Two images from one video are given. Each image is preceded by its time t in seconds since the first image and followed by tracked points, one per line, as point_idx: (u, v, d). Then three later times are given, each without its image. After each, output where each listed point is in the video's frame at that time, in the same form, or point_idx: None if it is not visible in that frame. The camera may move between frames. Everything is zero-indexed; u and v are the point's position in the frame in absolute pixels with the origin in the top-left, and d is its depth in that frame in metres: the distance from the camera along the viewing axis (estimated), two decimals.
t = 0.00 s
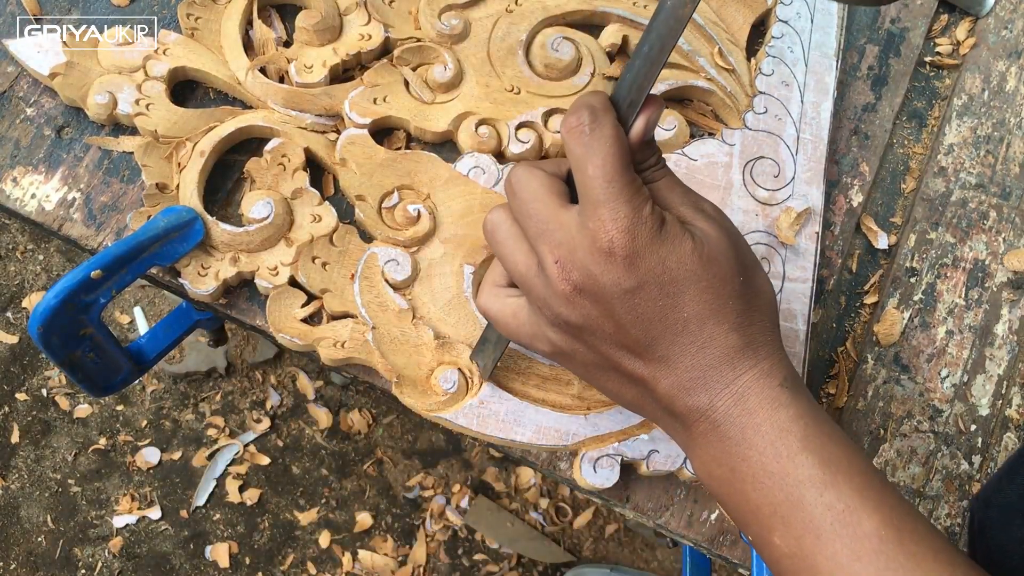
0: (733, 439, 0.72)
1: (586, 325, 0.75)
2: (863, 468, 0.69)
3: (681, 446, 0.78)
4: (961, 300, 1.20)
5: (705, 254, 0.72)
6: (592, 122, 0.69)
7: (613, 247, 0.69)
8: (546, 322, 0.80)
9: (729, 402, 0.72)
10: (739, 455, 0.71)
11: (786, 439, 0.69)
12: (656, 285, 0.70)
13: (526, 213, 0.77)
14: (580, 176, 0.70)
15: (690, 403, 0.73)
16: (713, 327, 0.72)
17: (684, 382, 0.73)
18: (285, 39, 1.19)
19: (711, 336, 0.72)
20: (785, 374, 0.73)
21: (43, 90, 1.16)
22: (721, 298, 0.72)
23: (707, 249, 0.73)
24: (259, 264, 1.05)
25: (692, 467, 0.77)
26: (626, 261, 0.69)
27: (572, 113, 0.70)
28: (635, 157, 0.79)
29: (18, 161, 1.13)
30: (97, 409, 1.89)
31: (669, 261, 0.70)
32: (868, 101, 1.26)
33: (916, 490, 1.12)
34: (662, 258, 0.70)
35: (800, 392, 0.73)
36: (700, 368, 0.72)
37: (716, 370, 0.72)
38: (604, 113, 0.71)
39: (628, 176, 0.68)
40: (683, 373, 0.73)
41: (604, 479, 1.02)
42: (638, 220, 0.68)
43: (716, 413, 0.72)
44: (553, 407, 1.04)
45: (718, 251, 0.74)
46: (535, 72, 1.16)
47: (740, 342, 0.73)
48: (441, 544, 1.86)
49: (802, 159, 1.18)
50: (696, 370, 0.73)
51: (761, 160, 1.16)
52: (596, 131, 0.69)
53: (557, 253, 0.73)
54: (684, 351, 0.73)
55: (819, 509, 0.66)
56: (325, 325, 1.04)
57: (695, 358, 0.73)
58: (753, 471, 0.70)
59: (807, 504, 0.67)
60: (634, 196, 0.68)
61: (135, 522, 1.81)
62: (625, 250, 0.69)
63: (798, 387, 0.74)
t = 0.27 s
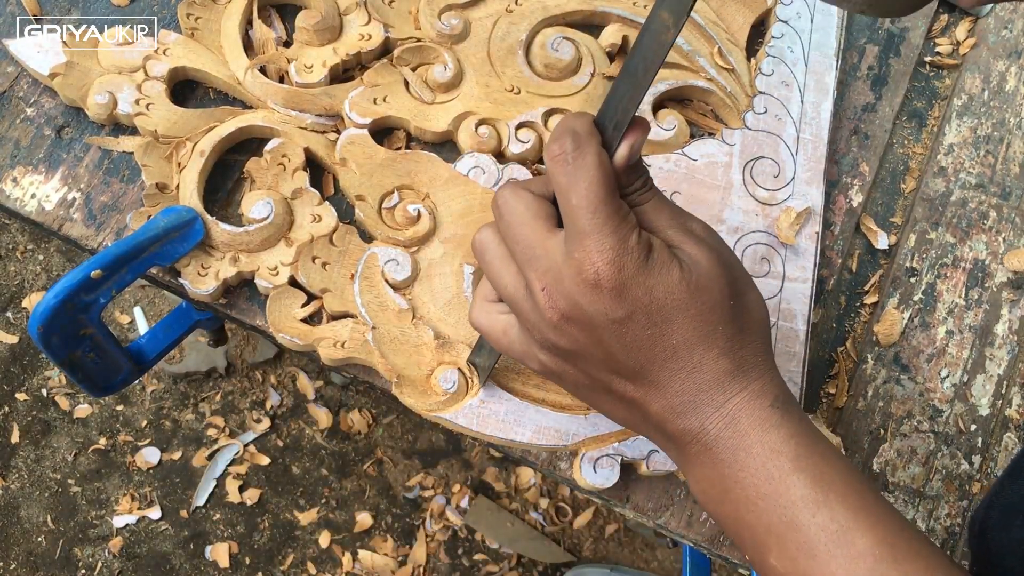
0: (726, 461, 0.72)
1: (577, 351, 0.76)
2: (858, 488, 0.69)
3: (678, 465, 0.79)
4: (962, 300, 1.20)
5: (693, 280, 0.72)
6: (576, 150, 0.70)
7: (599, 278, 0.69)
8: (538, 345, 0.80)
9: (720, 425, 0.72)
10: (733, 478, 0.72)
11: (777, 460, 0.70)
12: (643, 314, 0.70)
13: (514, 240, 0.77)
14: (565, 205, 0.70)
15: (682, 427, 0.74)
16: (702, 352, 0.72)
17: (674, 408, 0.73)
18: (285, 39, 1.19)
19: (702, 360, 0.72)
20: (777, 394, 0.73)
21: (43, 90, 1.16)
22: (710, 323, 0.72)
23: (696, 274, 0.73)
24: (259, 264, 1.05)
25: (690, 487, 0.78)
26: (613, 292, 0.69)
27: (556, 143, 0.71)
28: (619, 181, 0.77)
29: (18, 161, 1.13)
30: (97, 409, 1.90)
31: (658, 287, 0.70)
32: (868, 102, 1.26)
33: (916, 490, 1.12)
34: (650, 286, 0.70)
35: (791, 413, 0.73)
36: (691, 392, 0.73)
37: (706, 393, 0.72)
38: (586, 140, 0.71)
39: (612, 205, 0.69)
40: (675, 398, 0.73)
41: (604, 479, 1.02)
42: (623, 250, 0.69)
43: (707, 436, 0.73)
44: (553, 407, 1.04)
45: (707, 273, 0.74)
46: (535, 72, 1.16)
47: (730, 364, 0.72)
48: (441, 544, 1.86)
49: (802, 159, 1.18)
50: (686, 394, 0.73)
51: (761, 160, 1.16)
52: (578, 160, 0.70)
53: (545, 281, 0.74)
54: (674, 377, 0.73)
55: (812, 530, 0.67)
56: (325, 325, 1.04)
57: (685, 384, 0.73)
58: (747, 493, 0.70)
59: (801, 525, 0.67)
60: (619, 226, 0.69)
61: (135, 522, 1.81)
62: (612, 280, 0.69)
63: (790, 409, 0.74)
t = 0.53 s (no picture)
0: (726, 479, 0.73)
1: (580, 367, 0.76)
2: (855, 507, 0.70)
3: (677, 480, 0.80)
4: (962, 300, 1.20)
5: (699, 302, 0.72)
6: (587, 169, 0.70)
7: (607, 298, 0.69)
8: (540, 358, 0.80)
9: (721, 444, 0.73)
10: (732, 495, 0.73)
11: (776, 478, 0.71)
12: (649, 335, 0.70)
13: (521, 255, 0.77)
14: (574, 223, 0.70)
15: (683, 445, 0.75)
16: (706, 372, 0.72)
17: (677, 426, 0.74)
18: (285, 39, 1.19)
19: (706, 381, 0.72)
20: (778, 414, 0.74)
21: (43, 90, 1.16)
22: (715, 344, 0.72)
23: (703, 296, 0.73)
24: (259, 264, 1.05)
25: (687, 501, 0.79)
26: (621, 312, 0.69)
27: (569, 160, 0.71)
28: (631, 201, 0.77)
29: (18, 161, 1.13)
30: (97, 409, 1.90)
31: (663, 308, 0.70)
32: (868, 102, 1.26)
33: (916, 490, 1.12)
34: (656, 307, 0.70)
35: (791, 433, 0.74)
36: (694, 412, 0.73)
37: (709, 414, 0.73)
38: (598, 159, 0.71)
39: (622, 226, 0.69)
40: (677, 416, 0.74)
41: (603, 479, 1.02)
42: (632, 271, 0.69)
43: (708, 453, 0.73)
44: (553, 407, 1.04)
45: (713, 293, 0.74)
46: (535, 72, 1.16)
47: (732, 385, 0.73)
48: (441, 544, 1.85)
49: (802, 159, 1.18)
50: (689, 413, 0.73)
51: (761, 160, 1.16)
52: (590, 179, 0.69)
53: (551, 297, 0.73)
54: (677, 397, 0.73)
55: (809, 547, 0.68)
56: (325, 325, 1.04)
57: (689, 403, 0.73)
58: (746, 510, 0.72)
59: (799, 543, 0.68)
60: (628, 247, 0.69)
61: (135, 522, 1.81)
62: (619, 301, 0.69)
63: (790, 428, 0.75)
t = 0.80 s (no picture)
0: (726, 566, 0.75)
1: (594, 446, 0.75)
2: None
3: (671, 555, 0.81)
4: (962, 299, 1.20)
5: (727, 408, 0.72)
6: (637, 264, 0.66)
7: (637, 398, 0.67)
8: (551, 424, 0.79)
9: (728, 538, 0.74)
10: None
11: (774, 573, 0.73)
12: (672, 436, 0.69)
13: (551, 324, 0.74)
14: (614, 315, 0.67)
15: (690, 530, 0.75)
16: (723, 473, 0.72)
17: (686, 515, 0.74)
18: (285, 39, 1.19)
19: (723, 480, 0.73)
20: (781, 509, 0.76)
21: (43, 90, 1.16)
22: (736, 446, 0.72)
23: (730, 401, 0.72)
24: (259, 264, 1.05)
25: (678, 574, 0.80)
26: (650, 413, 0.67)
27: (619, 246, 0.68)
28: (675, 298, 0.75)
29: (18, 161, 1.13)
30: (97, 409, 1.90)
31: (691, 412, 0.69)
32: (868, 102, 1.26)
33: (916, 490, 1.12)
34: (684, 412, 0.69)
35: (795, 530, 0.76)
36: (706, 505, 0.73)
37: (721, 507, 0.73)
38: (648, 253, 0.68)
39: (666, 330, 0.66)
40: (689, 508, 0.74)
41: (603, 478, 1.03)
42: (669, 377, 0.67)
43: (712, 544, 0.74)
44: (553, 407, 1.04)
45: (738, 398, 0.73)
46: (535, 72, 1.16)
47: (746, 483, 0.74)
48: (441, 544, 1.85)
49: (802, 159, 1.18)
50: (700, 506, 0.73)
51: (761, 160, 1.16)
52: (640, 274, 0.66)
53: (578, 379, 0.71)
54: (691, 491, 0.73)
55: None
56: (325, 325, 1.04)
57: (702, 498, 0.73)
58: None
59: None
60: (668, 353, 0.66)
61: (135, 522, 1.81)
62: (651, 403, 0.67)
63: (790, 522, 0.77)
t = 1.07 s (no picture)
0: None
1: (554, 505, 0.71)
2: None
3: None
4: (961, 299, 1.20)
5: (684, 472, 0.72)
6: (620, 309, 0.69)
7: (615, 442, 0.66)
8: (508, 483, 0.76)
9: None
10: None
11: None
12: (641, 491, 0.68)
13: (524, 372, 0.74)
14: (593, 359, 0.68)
15: None
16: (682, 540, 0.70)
17: None
18: (285, 39, 1.19)
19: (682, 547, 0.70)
20: None
21: (43, 90, 1.16)
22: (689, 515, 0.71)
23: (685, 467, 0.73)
24: (259, 263, 1.05)
25: None
26: (625, 460, 0.66)
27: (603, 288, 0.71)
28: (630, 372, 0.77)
29: (18, 161, 1.13)
30: (97, 409, 1.90)
31: (658, 467, 0.68)
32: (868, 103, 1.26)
33: (916, 490, 1.12)
34: (653, 466, 0.68)
35: None
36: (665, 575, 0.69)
37: None
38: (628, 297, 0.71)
39: (643, 376, 0.67)
40: None
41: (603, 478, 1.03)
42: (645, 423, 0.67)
43: None
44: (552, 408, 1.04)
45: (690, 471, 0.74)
46: (534, 72, 1.16)
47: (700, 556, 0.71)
48: (441, 544, 1.85)
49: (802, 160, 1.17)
50: None
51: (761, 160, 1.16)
52: (623, 320, 0.69)
53: (549, 424, 0.70)
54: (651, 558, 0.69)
55: None
56: (325, 325, 1.04)
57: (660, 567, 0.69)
58: None
59: None
60: (647, 399, 0.67)
61: (134, 522, 1.81)
62: (626, 449, 0.66)
63: None
